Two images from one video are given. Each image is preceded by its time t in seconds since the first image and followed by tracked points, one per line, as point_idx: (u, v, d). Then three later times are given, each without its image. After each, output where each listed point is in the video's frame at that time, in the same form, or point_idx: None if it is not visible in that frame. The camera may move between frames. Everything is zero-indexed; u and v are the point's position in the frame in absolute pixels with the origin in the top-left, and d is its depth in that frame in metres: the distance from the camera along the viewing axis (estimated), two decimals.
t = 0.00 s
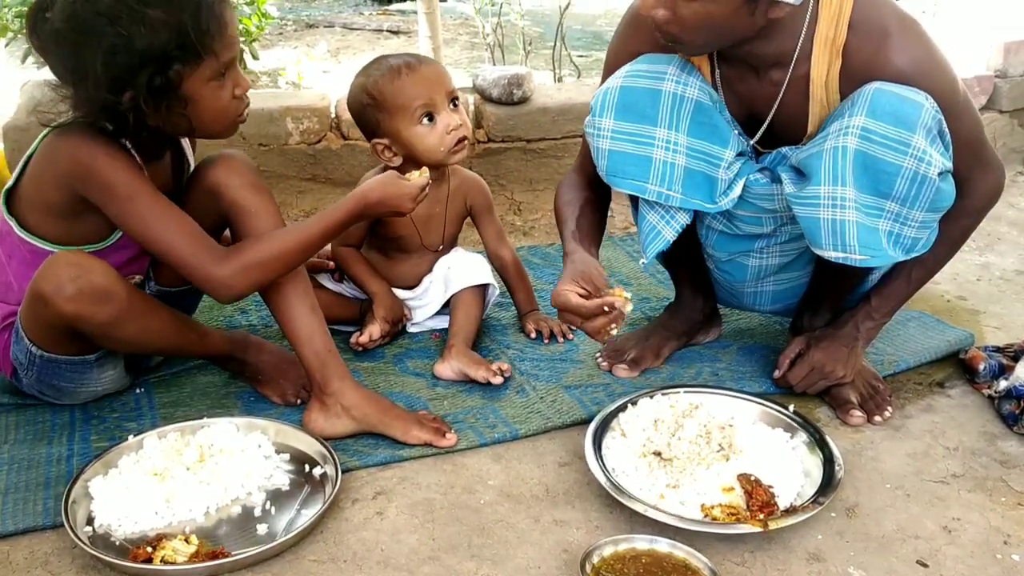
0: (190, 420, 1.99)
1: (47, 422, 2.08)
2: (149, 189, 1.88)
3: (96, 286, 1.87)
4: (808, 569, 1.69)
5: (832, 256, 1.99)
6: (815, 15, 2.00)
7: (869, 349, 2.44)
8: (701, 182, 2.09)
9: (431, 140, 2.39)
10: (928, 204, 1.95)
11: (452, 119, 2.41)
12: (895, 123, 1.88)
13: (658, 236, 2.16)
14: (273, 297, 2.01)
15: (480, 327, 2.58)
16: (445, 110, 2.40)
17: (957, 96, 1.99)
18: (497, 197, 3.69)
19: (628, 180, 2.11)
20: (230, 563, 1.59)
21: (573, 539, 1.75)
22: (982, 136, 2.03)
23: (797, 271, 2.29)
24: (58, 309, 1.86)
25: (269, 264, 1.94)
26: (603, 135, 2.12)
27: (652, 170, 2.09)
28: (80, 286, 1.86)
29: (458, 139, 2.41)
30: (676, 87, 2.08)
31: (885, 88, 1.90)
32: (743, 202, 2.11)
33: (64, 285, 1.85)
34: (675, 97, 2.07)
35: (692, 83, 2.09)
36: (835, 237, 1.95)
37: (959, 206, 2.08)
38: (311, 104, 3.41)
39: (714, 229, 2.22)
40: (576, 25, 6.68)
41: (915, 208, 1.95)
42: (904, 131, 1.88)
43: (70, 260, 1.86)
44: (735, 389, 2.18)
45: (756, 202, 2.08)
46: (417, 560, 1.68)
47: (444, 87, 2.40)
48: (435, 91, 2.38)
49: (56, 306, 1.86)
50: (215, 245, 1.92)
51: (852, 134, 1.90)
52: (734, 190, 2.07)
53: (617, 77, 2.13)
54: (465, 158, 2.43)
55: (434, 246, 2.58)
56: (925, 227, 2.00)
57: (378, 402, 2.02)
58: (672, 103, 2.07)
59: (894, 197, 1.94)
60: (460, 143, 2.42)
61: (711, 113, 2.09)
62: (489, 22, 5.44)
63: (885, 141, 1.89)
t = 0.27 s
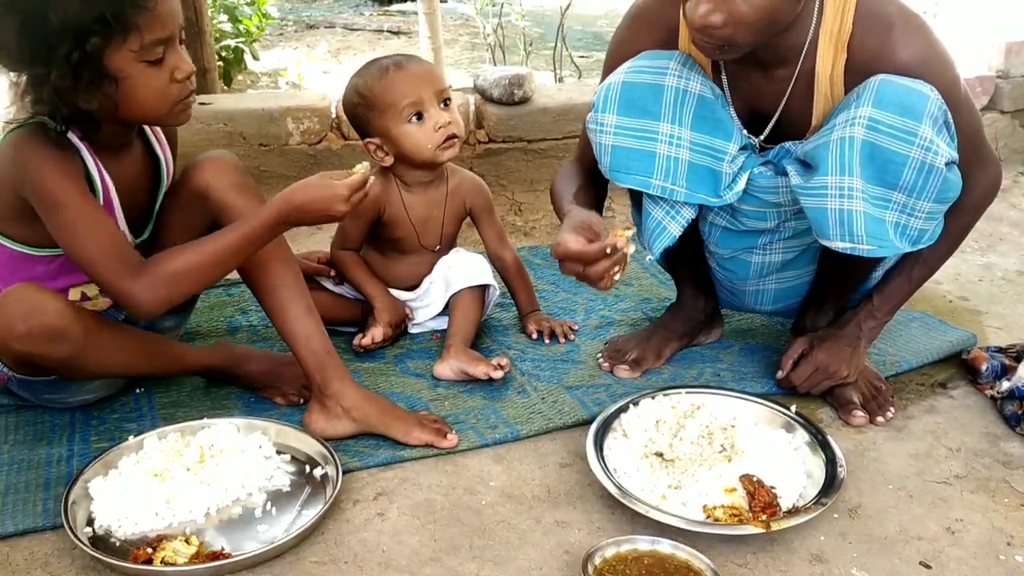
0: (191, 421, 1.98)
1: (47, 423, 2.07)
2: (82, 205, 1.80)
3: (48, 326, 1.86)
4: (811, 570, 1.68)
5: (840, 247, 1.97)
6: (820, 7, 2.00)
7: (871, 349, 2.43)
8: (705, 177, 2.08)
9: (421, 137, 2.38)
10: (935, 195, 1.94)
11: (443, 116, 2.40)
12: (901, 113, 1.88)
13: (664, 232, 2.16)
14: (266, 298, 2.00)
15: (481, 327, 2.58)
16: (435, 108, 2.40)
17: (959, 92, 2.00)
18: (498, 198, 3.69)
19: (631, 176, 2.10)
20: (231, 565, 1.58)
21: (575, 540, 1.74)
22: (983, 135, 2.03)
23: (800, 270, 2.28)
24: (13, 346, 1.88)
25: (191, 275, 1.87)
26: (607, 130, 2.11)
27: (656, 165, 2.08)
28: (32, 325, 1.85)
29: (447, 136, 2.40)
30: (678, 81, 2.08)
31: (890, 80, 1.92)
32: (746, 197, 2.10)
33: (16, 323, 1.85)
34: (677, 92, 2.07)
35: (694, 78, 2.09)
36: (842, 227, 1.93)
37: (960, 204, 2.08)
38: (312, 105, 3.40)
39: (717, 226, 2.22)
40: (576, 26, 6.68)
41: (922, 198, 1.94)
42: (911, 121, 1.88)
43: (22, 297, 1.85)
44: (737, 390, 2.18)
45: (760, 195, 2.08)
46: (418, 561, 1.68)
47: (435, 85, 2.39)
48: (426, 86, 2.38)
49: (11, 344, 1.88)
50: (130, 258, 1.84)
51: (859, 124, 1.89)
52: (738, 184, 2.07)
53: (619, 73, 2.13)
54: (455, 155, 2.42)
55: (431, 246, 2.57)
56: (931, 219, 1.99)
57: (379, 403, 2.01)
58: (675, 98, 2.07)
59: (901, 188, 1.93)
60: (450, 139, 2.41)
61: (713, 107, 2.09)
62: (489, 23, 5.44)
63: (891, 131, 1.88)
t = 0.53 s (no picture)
0: (190, 421, 1.97)
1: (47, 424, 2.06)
2: (38, 212, 1.76)
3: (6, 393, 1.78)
4: (812, 571, 1.67)
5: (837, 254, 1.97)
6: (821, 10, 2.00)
7: (872, 350, 2.42)
8: (702, 178, 2.09)
9: (427, 146, 2.38)
10: (934, 202, 1.94)
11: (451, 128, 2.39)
12: (900, 120, 1.87)
13: (661, 233, 2.17)
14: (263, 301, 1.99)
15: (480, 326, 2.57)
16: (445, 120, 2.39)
17: (962, 95, 1.99)
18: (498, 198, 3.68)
19: (632, 163, 2.11)
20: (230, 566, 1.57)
21: (576, 541, 1.74)
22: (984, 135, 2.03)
23: (800, 271, 2.28)
24: None
25: (150, 284, 1.83)
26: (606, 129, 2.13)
27: (654, 163, 2.10)
28: None
29: (456, 146, 2.39)
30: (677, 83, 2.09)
31: (891, 85, 1.90)
32: (744, 199, 2.10)
33: None
34: (676, 94, 2.09)
35: (693, 79, 2.10)
36: (839, 234, 1.93)
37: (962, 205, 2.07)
38: (312, 105, 3.40)
39: (717, 227, 2.22)
40: (577, 26, 6.68)
41: (920, 205, 1.94)
42: (910, 128, 1.87)
43: None
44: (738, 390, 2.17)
45: (759, 198, 2.08)
46: (418, 562, 1.67)
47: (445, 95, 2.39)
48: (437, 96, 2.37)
49: None
50: (77, 266, 1.79)
51: (858, 131, 1.89)
52: (735, 185, 2.07)
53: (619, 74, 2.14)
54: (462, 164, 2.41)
55: (428, 250, 2.56)
56: (930, 225, 1.99)
57: (378, 404, 2.00)
58: (673, 100, 2.09)
59: (900, 194, 1.92)
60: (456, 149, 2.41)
61: (713, 108, 2.09)
62: (490, 23, 5.43)
63: (890, 138, 1.88)
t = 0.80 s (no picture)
0: (187, 419, 1.96)
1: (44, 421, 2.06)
2: (36, 206, 1.73)
3: None
4: (812, 568, 1.67)
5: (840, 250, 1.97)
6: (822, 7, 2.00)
7: (872, 346, 2.42)
8: (706, 180, 2.08)
9: (427, 140, 2.38)
10: (936, 198, 1.94)
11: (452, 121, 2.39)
12: (902, 115, 1.87)
13: (664, 235, 2.15)
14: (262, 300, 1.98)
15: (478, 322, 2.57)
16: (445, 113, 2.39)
17: (963, 90, 1.98)
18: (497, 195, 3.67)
19: (634, 175, 2.11)
20: (227, 563, 1.57)
21: (574, 538, 1.73)
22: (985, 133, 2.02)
23: (801, 268, 2.27)
24: None
25: (148, 282, 1.82)
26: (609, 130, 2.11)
27: (656, 167, 2.09)
28: None
29: (454, 138, 2.39)
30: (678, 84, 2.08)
31: (892, 80, 1.90)
32: (746, 199, 2.09)
33: None
34: (677, 95, 2.08)
35: (695, 80, 2.08)
36: (842, 230, 1.93)
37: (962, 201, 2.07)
38: (310, 101, 3.39)
39: (718, 226, 2.20)
40: (576, 22, 6.66)
41: (923, 201, 1.94)
42: (912, 123, 1.87)
43: None
44: (738, 387, 2.16)
45: (761, 197, 2.07)
46: (416, 559, 1.66)
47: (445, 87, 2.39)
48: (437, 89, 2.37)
49: None
50: (79, 269, 1.77)
51: (860, 126, 1.88)
52: (738, 186, 2.06)
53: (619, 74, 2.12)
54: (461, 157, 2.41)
55: (430, 246, 2.56)
56: (932, 221, 1.99)
57: (377, 402, 2.00)
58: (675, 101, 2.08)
59: (902, 190, 1.92)
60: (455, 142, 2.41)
61: (714, 108, 2.08)
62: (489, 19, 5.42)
63: (893, 133, 1.88)
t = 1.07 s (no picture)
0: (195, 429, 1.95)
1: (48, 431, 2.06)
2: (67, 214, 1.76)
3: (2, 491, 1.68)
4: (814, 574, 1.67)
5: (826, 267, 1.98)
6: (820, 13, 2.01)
7: (873, 352, 2.41)
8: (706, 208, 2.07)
9: (429, 158, 2.41)
10: (944, 213, 1.95)
11: (455, 139, 2.42)
12: (908, 131, 1.88)
13: (659, 266, 2.13)
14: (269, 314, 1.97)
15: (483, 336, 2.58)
16: (449, 128, 2.41)
17: (961, 100, 1.99)
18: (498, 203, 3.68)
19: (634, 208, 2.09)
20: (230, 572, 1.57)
21: (576, 545, 1.73)
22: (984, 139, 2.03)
23: (806, 279, 2.26)
24: None
25: (190, 241, 1.94)
26: (606, 169, 2.12)
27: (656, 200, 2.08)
28: None
29: (456, 161, 2.42)
30: (677, 115, 2.04)
31: (895, 97, 1.91)
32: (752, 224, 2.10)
33: None
34: (676, 126, 2.04)
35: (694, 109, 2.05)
36: (830, 247, 1.95)
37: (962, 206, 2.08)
38: (311, 111, 3.40)
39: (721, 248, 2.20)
40: (576, 31, 6.68)
41: (931, 217, 1.95)
42: (918, 139, 1.88)
43: None
44: (739, 394, 2.16)
45: (767, 222, 2.08)
46: (418, 567, 1.66)
47: (451, 100, 2.40)
48: (442, 104, 2.39)
49: None
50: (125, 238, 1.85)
51: (863, 144, 1.90)
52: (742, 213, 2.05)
53: (613, 106, 2.10)
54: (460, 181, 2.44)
55: (434, 251, 2.57)
56: (941, 236, 2.00)
57: (377, 411, 2.00)
58: (674, 133, 2.05)
59: (910, 208, 1.92)
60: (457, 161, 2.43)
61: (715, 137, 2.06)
62: (489, 28, 5.44)
63: (898, 150, 1.89)
